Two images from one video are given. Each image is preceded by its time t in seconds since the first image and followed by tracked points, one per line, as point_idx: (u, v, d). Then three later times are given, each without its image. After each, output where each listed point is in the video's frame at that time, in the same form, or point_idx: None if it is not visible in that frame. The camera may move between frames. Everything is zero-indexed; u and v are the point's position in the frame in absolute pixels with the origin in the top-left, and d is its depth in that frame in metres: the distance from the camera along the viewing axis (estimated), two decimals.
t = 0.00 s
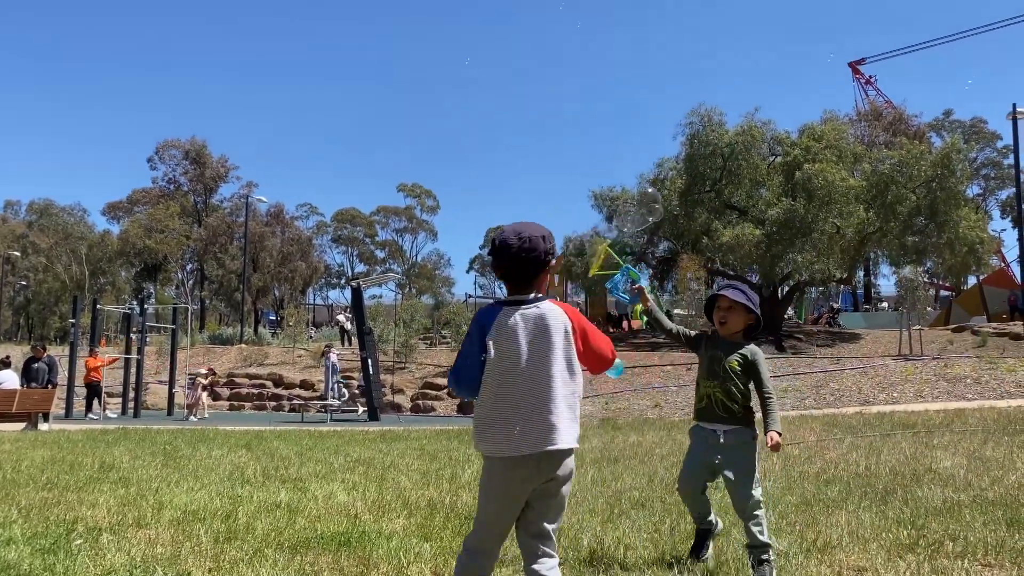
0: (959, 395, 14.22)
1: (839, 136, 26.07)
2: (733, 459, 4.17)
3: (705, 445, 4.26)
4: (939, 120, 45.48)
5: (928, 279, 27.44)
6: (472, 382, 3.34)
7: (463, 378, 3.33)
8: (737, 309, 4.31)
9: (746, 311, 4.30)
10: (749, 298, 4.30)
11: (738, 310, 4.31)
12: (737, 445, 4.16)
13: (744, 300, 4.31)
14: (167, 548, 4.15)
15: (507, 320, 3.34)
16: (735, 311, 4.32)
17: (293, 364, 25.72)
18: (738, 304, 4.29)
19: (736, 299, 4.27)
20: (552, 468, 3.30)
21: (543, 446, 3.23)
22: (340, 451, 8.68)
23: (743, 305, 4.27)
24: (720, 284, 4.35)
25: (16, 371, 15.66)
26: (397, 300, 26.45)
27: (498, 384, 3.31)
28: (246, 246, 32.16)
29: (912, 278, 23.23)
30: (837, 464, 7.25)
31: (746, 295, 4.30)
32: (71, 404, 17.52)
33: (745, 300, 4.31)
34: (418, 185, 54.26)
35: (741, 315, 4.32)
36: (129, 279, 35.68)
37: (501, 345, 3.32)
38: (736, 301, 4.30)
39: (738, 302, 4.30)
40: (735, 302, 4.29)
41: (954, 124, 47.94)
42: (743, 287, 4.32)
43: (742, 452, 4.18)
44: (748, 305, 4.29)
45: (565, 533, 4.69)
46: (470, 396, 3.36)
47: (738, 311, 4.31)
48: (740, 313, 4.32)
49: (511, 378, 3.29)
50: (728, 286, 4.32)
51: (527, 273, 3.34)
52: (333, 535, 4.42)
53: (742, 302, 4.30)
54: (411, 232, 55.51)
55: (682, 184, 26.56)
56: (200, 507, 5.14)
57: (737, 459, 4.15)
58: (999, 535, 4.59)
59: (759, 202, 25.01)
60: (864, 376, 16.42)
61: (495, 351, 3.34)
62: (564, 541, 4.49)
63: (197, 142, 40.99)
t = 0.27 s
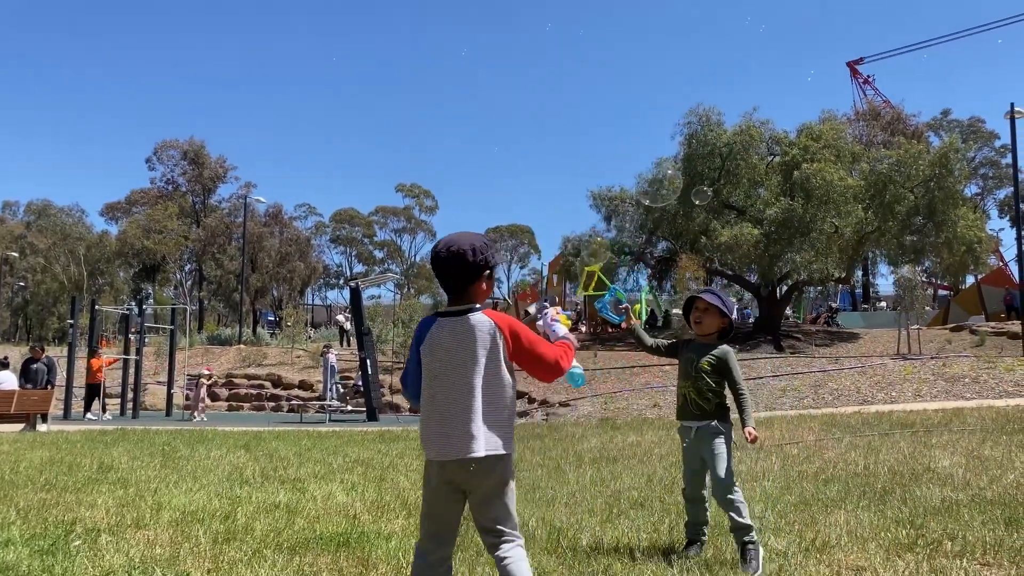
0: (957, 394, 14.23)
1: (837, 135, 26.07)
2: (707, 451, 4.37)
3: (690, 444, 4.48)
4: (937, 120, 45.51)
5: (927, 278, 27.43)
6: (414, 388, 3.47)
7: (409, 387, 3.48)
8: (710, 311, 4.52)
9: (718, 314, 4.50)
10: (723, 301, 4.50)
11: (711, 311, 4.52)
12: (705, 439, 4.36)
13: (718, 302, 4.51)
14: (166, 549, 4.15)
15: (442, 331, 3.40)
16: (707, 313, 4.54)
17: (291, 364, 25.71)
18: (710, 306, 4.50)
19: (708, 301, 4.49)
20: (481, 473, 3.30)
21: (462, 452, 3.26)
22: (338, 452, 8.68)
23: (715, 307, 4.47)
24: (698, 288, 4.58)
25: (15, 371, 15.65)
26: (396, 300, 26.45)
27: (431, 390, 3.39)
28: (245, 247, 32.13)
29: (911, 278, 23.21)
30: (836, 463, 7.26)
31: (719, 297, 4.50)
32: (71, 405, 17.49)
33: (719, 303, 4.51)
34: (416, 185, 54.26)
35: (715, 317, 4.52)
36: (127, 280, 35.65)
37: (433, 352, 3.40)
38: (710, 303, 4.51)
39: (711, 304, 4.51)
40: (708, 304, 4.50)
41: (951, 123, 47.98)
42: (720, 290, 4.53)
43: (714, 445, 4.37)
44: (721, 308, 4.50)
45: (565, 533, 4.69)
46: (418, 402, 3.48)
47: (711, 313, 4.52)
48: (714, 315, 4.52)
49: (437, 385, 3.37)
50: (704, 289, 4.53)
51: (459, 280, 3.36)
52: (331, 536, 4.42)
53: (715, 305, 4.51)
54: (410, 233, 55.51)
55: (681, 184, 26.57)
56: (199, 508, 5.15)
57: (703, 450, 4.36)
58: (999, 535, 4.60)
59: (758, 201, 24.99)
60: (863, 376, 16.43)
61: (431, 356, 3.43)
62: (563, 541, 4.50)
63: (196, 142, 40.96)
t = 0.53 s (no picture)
0: (953, 393, 14.26)
1: (833, 135, 26.07)
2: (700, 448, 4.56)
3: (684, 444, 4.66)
4: (933, 119, 45.56)
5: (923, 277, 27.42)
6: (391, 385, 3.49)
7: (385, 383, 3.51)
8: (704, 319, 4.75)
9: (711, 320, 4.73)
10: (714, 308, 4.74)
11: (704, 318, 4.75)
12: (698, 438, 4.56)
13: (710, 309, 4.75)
14: (162, 550, 4.14)
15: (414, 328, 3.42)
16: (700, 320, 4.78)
17: (288, 365, 25.69)
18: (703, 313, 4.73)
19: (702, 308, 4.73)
20: (454, 466, 3.28)
21: (430, 446, 3.25)
22: (336, 452, 8.68)
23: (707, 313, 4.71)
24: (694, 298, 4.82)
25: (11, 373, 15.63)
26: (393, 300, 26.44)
27: (403, 385, 3.41)
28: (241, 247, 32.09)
29: (907, 277, 23.19)
30: (832, 462, 7.27)
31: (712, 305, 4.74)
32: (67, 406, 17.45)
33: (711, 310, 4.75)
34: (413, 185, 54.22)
35: (709, 324, 4.75)
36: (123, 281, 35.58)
37: (404, 351, 3.43)
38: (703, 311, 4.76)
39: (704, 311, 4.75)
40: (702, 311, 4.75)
41: (947, 122, 48.05)
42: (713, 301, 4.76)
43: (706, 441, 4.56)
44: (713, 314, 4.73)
45: (562, 533, 4.69)
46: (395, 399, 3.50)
47: (704, 320, 4.75)
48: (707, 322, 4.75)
49: (406, 381, 3.39)
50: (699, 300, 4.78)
51: (426, 280, 3.39)
52: (328, 537, 4.42)
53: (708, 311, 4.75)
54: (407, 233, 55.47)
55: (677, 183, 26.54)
56: (196, 509, 5.15)
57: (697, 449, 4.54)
58: (994, 533, 4.61)
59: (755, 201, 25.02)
60: (859, 375, 16.46)
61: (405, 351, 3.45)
62: (560, 541, 4.50)
63: (192, 143, 40.90)
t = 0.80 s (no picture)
0: (941, 389, 14.35)
1: (821, 132, 26.15)
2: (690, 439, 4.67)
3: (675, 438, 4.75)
4: (919, 116, 45.83)
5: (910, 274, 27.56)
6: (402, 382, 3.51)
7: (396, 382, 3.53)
8: (701, 320, 4.74)
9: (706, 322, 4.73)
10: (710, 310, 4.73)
11: (700, 320, 4.75)
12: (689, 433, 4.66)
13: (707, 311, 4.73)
14: (151, 552, 4.13)
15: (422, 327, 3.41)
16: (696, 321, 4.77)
17: (277, 365, 25.60)
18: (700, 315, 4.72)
19: (699, 310, 4.71)
20: (453, 466, 3.26)
21: (430, 443, 3.26)
22: (325, 452, 8.66)
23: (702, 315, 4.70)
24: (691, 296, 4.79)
25: None
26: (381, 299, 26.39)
27: (412, 383, 3.42)
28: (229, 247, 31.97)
29: (894, 274, 23.29)
30: (821, 459, 7.30)
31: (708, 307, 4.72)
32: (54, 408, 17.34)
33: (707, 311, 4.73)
34: (401, 184, 54.11)
35: (704, 326, 4.75)
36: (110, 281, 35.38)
37: (410, 353, 3.44)
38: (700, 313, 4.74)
39: (700, 313, 4.73)
40: (698, 312, 4.73)
41: (933, 120, 48.34)
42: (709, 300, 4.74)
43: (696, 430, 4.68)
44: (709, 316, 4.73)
45: (552, 531, 4.69)
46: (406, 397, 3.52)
47: (700, 321, 4.75)
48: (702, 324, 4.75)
49: (414, 378, 3.40)
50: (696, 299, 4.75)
51: (429, 280, 3.38)
52: (318, 536, 4.40)
53: (703, 313, 4.73)
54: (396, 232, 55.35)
55: (666, 181, 26.58)
56: (184, 510, 5.13)
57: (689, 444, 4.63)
58: (982, 527, 4.64)
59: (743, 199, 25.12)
60: (847, 371, 16.54)
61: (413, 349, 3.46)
62: (550, 539, 4.50)
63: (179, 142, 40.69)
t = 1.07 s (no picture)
0: (911, 381, 14.56)
1: (793, 128, 26.38)
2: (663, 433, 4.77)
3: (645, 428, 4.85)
4: (888, 112, 46.45)
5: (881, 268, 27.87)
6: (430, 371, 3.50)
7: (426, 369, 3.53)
8: (671, 316, 4.77)
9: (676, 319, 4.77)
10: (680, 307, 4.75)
11: (669, 316, 4.77)
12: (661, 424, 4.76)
13: (674, 309, 4.75)
14: (123, 553, 4.08)
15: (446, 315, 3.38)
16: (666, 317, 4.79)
17: (251, 364, 25.41)
18: (669, 313, 4.74)
19: (668, 308, 4.72)
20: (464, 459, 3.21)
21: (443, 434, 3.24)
22: (301, 450, 8.60)
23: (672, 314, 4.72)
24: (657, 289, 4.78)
25: None
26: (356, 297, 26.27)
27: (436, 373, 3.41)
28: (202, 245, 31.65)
29: (865, 268, 23.57)
30: (794, 451, 7.38)
31: (675, 303, 4.74)
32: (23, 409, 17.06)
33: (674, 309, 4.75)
34: (375, 181, 53.83)
35: (673, 322, 4.78)
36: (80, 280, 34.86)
37: (435, 345, 3.42)
38: (668, 310, 4.75)
39: (669, 311, 4.75)
40: (666, 310, 4.74)
41: (902, 116, 48.98)
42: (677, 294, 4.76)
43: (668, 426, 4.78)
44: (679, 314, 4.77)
45: (529, 527, 4.70)
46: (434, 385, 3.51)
47: (669, 318, 4.78)
48: (673, 320, 4.79)
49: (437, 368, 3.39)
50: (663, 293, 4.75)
51: (451, 269, 3.32)
52: (293, 535, 4.38)
53: (672, 312, 4.74)
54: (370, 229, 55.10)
55: (639, 177, 26.68)
56: (158, 510, 5.08)
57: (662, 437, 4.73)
58: (951, 517, 4.72)
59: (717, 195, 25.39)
60: (819, 365, 16.73)
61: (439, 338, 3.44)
62: (527, 534, 4.51)
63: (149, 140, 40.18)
